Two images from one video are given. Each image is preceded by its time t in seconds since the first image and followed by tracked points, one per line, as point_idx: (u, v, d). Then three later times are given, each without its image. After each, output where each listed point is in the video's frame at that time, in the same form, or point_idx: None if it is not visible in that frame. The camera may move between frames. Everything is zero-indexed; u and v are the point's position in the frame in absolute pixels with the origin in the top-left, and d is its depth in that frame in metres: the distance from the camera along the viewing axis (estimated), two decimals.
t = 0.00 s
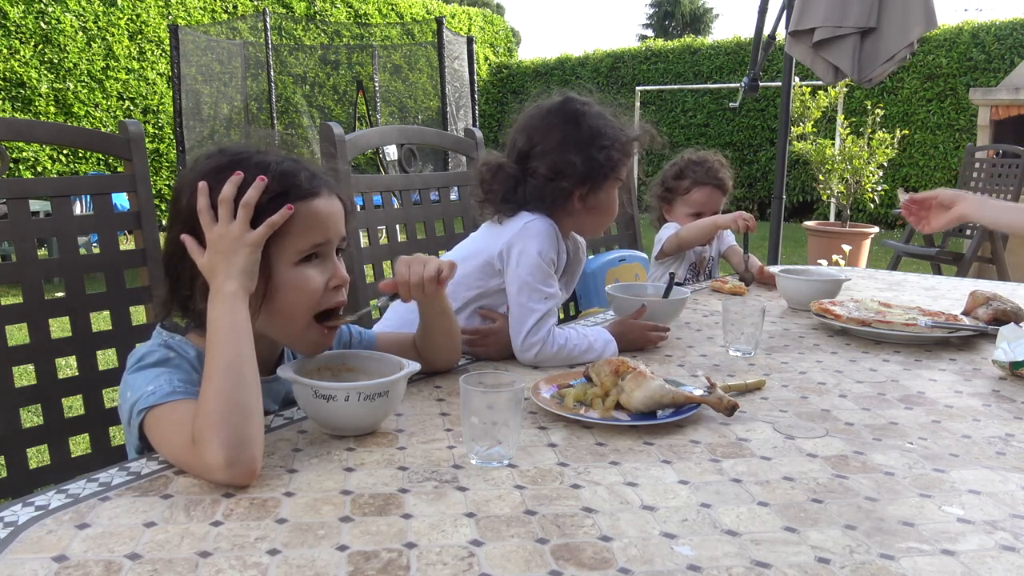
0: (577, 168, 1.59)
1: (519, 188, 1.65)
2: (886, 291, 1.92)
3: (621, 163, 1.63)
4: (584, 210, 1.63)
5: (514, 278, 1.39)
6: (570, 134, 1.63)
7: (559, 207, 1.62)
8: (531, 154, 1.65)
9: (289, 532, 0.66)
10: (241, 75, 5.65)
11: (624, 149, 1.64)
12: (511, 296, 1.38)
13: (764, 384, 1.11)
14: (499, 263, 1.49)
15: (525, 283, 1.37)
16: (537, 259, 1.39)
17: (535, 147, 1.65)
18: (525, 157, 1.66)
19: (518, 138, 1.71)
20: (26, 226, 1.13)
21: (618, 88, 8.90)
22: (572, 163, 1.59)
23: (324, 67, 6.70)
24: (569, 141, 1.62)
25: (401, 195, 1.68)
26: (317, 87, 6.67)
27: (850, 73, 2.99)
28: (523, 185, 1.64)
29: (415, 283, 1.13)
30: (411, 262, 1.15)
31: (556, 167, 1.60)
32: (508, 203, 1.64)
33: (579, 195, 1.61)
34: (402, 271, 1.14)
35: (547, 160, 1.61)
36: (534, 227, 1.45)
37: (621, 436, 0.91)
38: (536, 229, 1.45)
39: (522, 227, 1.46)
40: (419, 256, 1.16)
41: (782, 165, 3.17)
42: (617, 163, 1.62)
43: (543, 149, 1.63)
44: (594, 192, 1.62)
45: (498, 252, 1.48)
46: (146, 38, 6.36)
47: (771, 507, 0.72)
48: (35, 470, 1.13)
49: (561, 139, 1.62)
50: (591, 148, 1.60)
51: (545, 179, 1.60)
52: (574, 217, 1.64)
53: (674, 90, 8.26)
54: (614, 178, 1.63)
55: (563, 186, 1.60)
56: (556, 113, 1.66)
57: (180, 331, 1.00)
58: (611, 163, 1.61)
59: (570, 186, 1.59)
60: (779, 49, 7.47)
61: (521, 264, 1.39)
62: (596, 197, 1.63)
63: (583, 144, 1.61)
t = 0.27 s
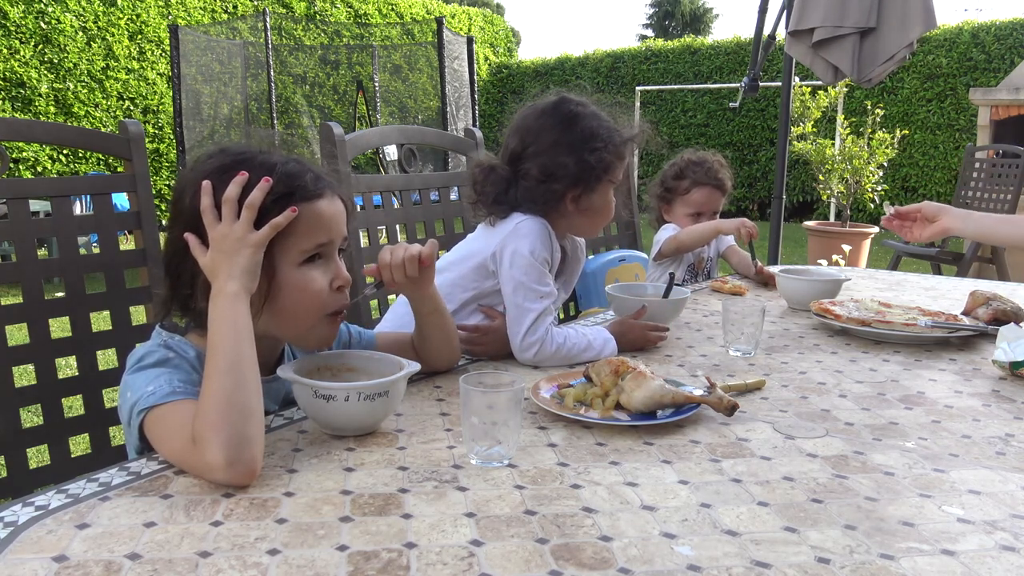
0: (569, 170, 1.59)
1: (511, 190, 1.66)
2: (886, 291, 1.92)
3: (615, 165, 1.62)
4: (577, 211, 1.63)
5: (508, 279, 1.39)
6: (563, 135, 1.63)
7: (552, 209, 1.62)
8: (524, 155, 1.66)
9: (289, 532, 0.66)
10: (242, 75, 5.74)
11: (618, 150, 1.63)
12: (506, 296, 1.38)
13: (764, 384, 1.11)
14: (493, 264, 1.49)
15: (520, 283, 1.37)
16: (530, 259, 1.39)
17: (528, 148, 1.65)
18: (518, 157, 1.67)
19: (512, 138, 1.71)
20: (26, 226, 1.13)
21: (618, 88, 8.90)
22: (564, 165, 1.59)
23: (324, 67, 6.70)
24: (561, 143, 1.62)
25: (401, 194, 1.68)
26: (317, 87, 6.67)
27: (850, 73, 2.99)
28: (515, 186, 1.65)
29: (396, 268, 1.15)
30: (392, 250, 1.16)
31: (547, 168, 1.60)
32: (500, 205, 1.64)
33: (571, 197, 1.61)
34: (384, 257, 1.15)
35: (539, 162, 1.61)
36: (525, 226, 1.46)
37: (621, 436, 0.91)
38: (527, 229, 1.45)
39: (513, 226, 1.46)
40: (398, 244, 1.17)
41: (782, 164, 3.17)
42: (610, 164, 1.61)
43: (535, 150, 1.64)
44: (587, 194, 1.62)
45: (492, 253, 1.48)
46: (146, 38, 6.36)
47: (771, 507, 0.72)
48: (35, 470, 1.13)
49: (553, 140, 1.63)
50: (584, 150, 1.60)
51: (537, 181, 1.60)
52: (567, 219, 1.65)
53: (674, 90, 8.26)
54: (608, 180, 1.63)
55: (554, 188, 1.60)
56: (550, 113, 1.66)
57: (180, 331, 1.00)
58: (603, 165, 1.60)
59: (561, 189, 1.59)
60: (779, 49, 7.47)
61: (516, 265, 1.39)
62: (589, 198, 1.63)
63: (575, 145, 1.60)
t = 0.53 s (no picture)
0: (563, 167, 1.59)
1: (506, 185, 1.66)
2: (886, 291, 1.92)
3: (611, 165, 1.61)
4: (572, 210, 1.63)
5: (506, 279, 1.39)
6: (560, 132, 1.63)
7: (547, 208, 1.62)
8: (521, 152, 1.67)
9: (289, 532, 0.66)
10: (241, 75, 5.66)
11: (615, 151, 1.62)
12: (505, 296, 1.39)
13: (764, 384, 1.11)
14: (491, 265, 1.49)
15: (518, 283, 1.37)
16: (528, 259, 1.40)
17: (525, 145, 1.66)
18: (516, 153, 1.67)
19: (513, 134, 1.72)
20: (26, 226, 1.13)
21: (618, 88, 8.90)
22: (558, 163, 1.59)
23: (324, 67, 6.70)
24: (557, 140, 1.62)
25: (402, 194, 1.68)
26: (317, 87, 6.68)
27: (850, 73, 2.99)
28: (510, 183, 1.65)
29: (423, 260, 1.15)
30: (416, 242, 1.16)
31: (542, 166, 1.61)
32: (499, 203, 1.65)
33: (566, 195, 1.61)
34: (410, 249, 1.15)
35: (534, 159, 1.62)
36: (522, 227, 1.46)
37: (621, 436, 0.91)
38: (524, 229, 1.45)
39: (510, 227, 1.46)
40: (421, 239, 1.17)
41: (782, 165, 3.17)
42: (606, 164, 1.60)
43: (532, 147, 1.64)
44: (582, 193, 1.62)
45: (489, 254, 1.49)
46: (145, 38, 6.36)
47: (771, 507, 0.72)
48: (34, 470, 1.13)
49: (550, 137, 1.63)
50: (579, 148, 1.60)
51: (531, 179, 1.61)
52: (563, 218, 1.65)
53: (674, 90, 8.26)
54: (604, 180, 1.62)
55: (547, 186, 1.60)
56: (550, 111, 1.67)
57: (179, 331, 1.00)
58: (598, 164, 1.60)
59: (554, 186, 1.60)
60: (779, 49, 7.48)
61: (514, 265, 1.39)
62: (585, 197, 1.62)
63: (570, 143, 1.60)
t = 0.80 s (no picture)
0: (546, 160, 1.62)
1: (498, 181, 1.72)
2: (886, 291, 1.92)
3: (596, 155, 1.60)
4: (560, 203, 1.66)
5: (509, 278, 1.39)
6: (546, 126, 1.66)
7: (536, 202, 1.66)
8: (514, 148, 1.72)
9: (289, 532, 0.66)
10: (241, 75, 5.72)
11: (601, 142, 1.61)
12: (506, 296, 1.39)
13: (764, 384, 1.11)
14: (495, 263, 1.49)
15: (520, 283, 1.37)
16: (532, 259, 1.39)
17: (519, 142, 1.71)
18: (511, 150, 1.73)
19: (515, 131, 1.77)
20: (25, 226, 1.13)
21: (618, 88, 8.90)
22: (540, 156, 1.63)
23: (324, 67, 6.70)
24: (543, 133, 1.65)
25: (401, 195, 1.68)
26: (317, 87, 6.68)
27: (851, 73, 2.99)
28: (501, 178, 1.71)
29: (430, 261, 1.14)
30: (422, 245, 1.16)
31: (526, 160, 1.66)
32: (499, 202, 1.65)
33: (552, 188, 1.64)
34: (415, 251, 1.15)
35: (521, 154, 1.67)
36: (529, 227, 1.45)
37: (621, 437, 0.91)
38: (531, 229, 1.45)
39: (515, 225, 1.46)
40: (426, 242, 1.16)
41: (782, 165, 3.17)
42: (590, 156, 1.60)
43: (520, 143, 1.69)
44: (567, 185, 1.63)
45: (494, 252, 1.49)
46: (146, 38, 6.36)
47: (771, 507, 0.72)
48: (34, 470, 1.13)
49: (537, 131, 1.67)
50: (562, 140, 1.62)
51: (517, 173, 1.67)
52: (554, 212, 1.68)
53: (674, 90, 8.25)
54: (589, 171, 1.62)
55: (531, 179, 1.65)
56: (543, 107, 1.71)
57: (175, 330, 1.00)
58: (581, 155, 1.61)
59: (535, 179, 1.64)
60: (779, 49, 7.48)
61: (517, 265, 1.40)
62: (572, 188, 1.64)
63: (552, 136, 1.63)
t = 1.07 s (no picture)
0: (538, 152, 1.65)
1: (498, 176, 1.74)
2: (886, 291, 1.92)
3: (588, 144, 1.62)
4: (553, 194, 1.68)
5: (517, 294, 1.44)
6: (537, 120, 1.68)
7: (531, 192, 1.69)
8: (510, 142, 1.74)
9: (289, 532, 0.66)
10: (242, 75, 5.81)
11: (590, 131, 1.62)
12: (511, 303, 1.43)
13: (763, 384, 1.11)
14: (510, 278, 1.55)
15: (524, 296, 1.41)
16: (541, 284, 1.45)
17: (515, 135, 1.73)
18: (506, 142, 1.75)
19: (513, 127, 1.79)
20: (24, 226, 1.13)
21: (618, 88, 8.90)
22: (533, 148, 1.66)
23: (324, 67, 6.70)
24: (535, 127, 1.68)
25: (401, 194, 1.68)
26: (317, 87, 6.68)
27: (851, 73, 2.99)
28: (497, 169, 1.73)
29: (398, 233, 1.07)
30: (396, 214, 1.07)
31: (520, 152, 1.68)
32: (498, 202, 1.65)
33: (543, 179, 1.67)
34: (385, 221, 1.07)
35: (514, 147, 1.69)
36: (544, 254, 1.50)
37: (621, 436, 0.91)
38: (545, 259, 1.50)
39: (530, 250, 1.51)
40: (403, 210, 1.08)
41: (782, 165, 3.17)
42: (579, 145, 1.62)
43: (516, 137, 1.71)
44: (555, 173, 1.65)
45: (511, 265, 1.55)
46: (145, 38, 6.36)
47: (771, 507, 0.72)
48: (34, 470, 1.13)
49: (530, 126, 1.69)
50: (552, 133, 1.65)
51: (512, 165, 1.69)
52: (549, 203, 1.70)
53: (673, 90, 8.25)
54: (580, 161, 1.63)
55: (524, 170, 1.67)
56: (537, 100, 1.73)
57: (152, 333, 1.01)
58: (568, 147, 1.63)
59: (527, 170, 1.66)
60: (779, 49, 7.48)
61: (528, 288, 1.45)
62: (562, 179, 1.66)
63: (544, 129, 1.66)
